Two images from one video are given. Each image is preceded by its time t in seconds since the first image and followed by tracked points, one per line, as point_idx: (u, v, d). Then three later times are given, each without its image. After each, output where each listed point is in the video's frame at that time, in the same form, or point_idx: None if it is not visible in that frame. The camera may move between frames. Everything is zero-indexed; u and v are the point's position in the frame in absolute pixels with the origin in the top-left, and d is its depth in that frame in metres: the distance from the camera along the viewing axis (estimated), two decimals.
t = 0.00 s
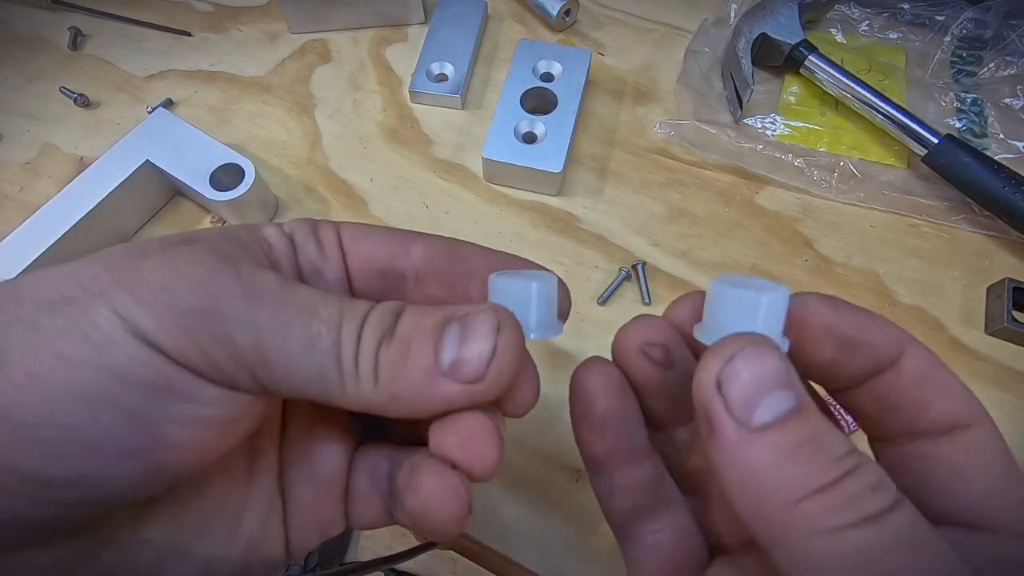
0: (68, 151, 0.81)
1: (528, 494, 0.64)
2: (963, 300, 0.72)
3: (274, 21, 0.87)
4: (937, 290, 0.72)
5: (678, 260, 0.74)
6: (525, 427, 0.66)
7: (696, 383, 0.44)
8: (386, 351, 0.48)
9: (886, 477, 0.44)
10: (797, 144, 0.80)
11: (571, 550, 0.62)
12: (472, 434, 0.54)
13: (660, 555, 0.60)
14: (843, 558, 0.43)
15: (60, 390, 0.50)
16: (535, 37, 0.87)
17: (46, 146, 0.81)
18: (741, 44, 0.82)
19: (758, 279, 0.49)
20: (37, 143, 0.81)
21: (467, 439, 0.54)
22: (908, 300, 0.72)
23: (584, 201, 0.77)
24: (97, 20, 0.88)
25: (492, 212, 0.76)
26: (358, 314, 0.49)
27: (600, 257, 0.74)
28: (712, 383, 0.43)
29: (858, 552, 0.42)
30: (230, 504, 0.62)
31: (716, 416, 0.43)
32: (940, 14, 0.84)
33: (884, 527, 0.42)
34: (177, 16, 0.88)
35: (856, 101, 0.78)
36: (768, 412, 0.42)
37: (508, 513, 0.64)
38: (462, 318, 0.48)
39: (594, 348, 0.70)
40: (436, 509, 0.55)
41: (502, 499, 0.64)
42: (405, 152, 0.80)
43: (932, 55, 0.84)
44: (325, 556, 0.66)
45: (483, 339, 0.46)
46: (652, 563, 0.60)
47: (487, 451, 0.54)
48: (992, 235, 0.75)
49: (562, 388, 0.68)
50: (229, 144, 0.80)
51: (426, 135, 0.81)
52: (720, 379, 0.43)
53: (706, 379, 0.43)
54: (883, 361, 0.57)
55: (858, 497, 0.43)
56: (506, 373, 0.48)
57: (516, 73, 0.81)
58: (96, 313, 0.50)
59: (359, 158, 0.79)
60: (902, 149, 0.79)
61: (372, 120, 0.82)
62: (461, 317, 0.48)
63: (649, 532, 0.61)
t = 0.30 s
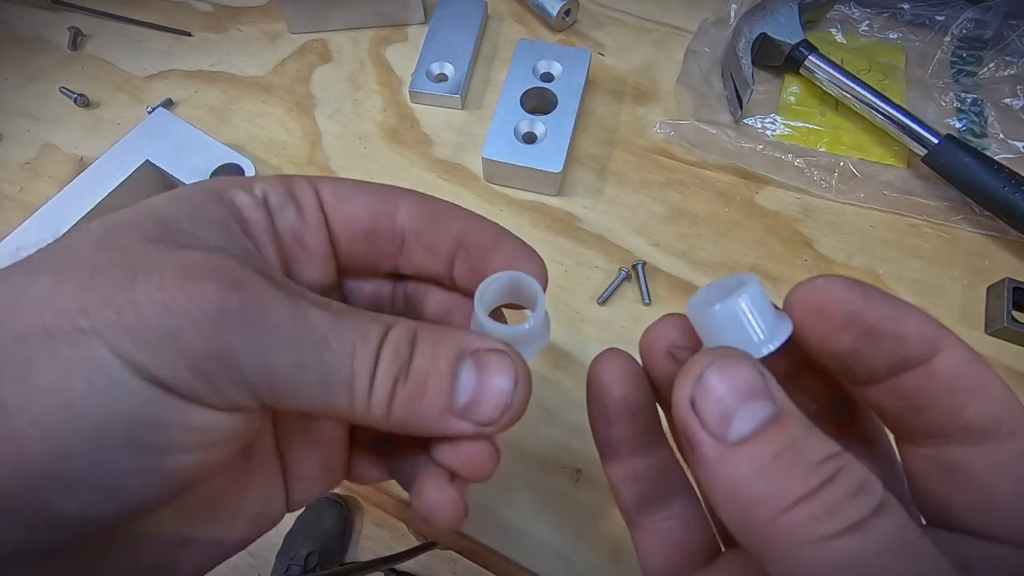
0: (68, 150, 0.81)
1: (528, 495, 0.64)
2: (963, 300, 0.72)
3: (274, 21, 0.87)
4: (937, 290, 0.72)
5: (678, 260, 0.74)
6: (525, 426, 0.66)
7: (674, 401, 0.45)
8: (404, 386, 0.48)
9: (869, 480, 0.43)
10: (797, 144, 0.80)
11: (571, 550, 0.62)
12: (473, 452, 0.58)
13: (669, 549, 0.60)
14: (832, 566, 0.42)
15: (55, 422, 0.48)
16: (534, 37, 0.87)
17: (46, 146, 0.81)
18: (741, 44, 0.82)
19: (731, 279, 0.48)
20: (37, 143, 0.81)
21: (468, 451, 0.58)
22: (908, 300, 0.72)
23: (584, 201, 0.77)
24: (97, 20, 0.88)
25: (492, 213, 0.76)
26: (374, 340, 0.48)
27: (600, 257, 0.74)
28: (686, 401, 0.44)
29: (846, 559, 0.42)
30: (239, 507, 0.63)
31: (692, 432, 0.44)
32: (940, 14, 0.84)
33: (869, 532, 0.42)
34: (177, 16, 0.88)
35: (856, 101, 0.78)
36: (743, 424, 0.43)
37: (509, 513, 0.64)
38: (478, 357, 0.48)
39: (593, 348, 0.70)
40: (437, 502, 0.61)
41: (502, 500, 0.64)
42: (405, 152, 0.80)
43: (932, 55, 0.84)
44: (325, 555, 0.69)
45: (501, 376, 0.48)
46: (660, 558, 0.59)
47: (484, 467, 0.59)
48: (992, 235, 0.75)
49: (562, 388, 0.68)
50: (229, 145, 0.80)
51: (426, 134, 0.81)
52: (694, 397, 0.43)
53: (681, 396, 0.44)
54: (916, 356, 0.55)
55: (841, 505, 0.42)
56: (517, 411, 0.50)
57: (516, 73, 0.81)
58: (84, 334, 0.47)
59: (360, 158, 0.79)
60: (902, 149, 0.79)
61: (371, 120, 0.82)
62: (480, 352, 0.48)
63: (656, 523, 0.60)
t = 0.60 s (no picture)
0: (68, 150, 0.81)
1: (528, 495, 0.64)
2: (963, 300, 0.72)
3: (274, 21, 0.87)
4: (937, 290, 0.72)
5: (678, 260, 0.74)
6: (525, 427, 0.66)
7: (708, 392, 0.44)
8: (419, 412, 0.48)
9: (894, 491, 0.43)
10: (797, 144, 0.80)
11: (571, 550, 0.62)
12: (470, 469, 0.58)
13: (671, 561, 0.60)
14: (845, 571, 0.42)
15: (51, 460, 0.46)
16: (534, 37, 0.87)
17: (46, 145, 0.81)
18: (741, 44, 0.82)
19: (753, 281, 0.48)
20: (37, 143, 0.81)
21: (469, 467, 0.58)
22: (908, 300, 0.72)
23: (584, 201, 0.77)
24: (97, 20, 0.88)
25: (492, 213, 0.76)
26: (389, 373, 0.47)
27: (600, 257, 0.74)
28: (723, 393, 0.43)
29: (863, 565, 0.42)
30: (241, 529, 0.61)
31: (726, 422, 0.43)
32: (940, 14, 0.85)
33: (891, 540, 0.42)
34: (177, 16, 0.88)
35: (856, 101, 0.78)
36: (777, 420, 0.42)
37: (510, 514, 0.63)
38: (490, 379, 0.48)
39: (593, 348, 0.70)
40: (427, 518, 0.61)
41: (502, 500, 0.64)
42: (405, 152, 0.80)
43: (932, 55, 0.84)
44: (325, 556, 0.69)
45: (515, 401, 0.48)
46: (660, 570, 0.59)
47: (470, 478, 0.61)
48: (992, 235, 0.75)
49: (562, 388, 0.68)
50: (230, 145, 0.80)
51: (426, 134, 0.81)
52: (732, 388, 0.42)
53: (716, 387, 0.43)
54: (906, 364, 0.55)
55: (865, 511, 0.42)
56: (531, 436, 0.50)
57: (516, 73, 0.81)
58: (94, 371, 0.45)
59: (360, 157, 0.79)
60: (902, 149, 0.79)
61: (372, 119, 0.82)
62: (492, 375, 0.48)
63: (660, 537, 0.60)
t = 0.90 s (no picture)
0: (68, 150, 0.81)
1: (528, 496, 0.64)
2: (963, 300, 0.72)
3: (274, 21, 0.87)
4: (937, 290, 0.72)
5: (678, 260, 0.74)
6: (525, 427, 0.66)
7: (709, 476, 0.44)
8: (393, 344, 0.62)
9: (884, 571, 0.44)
10: (797, 144, 0.80)
11: (571, 551, 0.62)
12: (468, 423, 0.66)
13: None
14: None
15: (92, 417, 0.52)
16: (534, 37, 0.87)
17: (46, 145, 0.81)
18: (741, 45, 0.81)
19: (740, 372, 0.49)
20: (37, 143, 0.81)
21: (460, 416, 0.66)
22: (908, 300, 0.72)
23: (584, 201, 0.77)
24: (97, 20, 0.88)
25: (492, 213, 0.76)
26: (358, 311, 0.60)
27: (599, 257, 0.74)
28: (722, 481, 0.43)
29: None
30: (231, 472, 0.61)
31: (725, 510, 0.43)
32: (940, 14, 0.85)
33: None
34: (177, 15, 0.88)
35: (856, 101, 0.78)
36: (772, 509, 0.42)
37: (510, 515, 0.63)
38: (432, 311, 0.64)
39: (593, 348, 0.70)
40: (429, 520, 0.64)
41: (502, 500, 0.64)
42: (404, 152, 0.80)
43: (932, 55, 0.84)
44: (325, 556, 0.77)
45: (448, 322, 0.65)
46: None
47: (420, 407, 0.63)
48: (992, 236, 0.75)
49: (562, 388, 0.68)
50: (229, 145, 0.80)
51: (426, 134, 0.81)
52: (731, 477, 0.42)
53: (716, 475, 0.43)
54: (888, 445, 0.55)
55: None
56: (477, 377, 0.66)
57: (516, 73, 0.81)
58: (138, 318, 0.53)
59: (360, 157, 0.79)
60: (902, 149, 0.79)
61: (371, 119, 0.82)
62: (430, 307, 0.65)
63: None
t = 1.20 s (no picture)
0: (68, 149, 0.81)
1: (528, 496, 0.64)
2: (963, 300, 0.72)
3: (274, 21, 0.87)
4: (937, 290, 0.72)
5: (677, 260, 0.74)
6: (525, 427, 0.66)
7: (722, 544, 0.44)
8: (375, 335, 0.65)
9: None
10: (797, 144, 0.80)
11: (572, 551, 0.62)
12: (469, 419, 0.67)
13: None
14: None
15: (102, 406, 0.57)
16: (534, 37, 0.87)
17: (45, 145, 0.81)
18: (741, 45, 0.81)
19: (747, 440, 0.49)
20: (37, 143, 0.81)
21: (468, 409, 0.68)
22: (908, 301, 0.72)
23: (584, 201, 0.77)
24: (97, 20, 0.88)
25: (492, 213, 0.76)
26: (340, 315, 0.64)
27: (599, 257, 0.74)
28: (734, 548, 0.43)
29: None
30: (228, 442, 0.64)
31: None
32: (940, 15, 0.85)
33: None
34: (177, 16, 0.88)
35: (856, 101, 0.78)
36: None
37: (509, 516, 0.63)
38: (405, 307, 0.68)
39: (594, 348, 0.70)
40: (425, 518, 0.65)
41: (502, 500, 0.64)
42: (404, 152, 0.80)
43: (932, 54, 0.84)
44: (324, 556, 0.76)
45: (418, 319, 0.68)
46: None
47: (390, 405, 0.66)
48: (992, 236, 0.75)
49: (562, 388, 0.68)
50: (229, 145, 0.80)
51: (426, 134, 0.81)
52: (743, 546, 0.43)
53: (729, 544, 0.43)
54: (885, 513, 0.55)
55: None
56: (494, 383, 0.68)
57: (516, 73, 0.81)
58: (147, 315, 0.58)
59: (360, 157, 0.79)
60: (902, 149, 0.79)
61: (371, 119, 0.82)
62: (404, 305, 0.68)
63: None
